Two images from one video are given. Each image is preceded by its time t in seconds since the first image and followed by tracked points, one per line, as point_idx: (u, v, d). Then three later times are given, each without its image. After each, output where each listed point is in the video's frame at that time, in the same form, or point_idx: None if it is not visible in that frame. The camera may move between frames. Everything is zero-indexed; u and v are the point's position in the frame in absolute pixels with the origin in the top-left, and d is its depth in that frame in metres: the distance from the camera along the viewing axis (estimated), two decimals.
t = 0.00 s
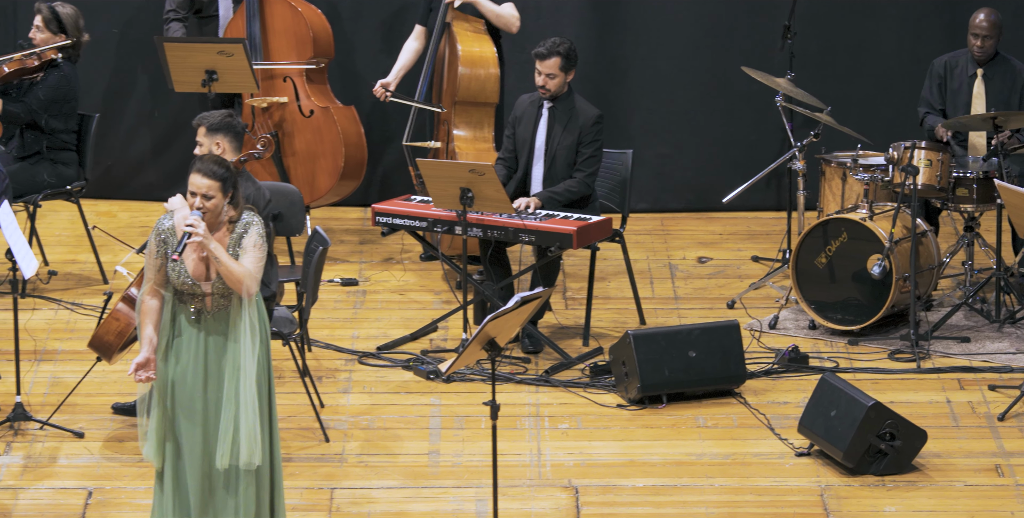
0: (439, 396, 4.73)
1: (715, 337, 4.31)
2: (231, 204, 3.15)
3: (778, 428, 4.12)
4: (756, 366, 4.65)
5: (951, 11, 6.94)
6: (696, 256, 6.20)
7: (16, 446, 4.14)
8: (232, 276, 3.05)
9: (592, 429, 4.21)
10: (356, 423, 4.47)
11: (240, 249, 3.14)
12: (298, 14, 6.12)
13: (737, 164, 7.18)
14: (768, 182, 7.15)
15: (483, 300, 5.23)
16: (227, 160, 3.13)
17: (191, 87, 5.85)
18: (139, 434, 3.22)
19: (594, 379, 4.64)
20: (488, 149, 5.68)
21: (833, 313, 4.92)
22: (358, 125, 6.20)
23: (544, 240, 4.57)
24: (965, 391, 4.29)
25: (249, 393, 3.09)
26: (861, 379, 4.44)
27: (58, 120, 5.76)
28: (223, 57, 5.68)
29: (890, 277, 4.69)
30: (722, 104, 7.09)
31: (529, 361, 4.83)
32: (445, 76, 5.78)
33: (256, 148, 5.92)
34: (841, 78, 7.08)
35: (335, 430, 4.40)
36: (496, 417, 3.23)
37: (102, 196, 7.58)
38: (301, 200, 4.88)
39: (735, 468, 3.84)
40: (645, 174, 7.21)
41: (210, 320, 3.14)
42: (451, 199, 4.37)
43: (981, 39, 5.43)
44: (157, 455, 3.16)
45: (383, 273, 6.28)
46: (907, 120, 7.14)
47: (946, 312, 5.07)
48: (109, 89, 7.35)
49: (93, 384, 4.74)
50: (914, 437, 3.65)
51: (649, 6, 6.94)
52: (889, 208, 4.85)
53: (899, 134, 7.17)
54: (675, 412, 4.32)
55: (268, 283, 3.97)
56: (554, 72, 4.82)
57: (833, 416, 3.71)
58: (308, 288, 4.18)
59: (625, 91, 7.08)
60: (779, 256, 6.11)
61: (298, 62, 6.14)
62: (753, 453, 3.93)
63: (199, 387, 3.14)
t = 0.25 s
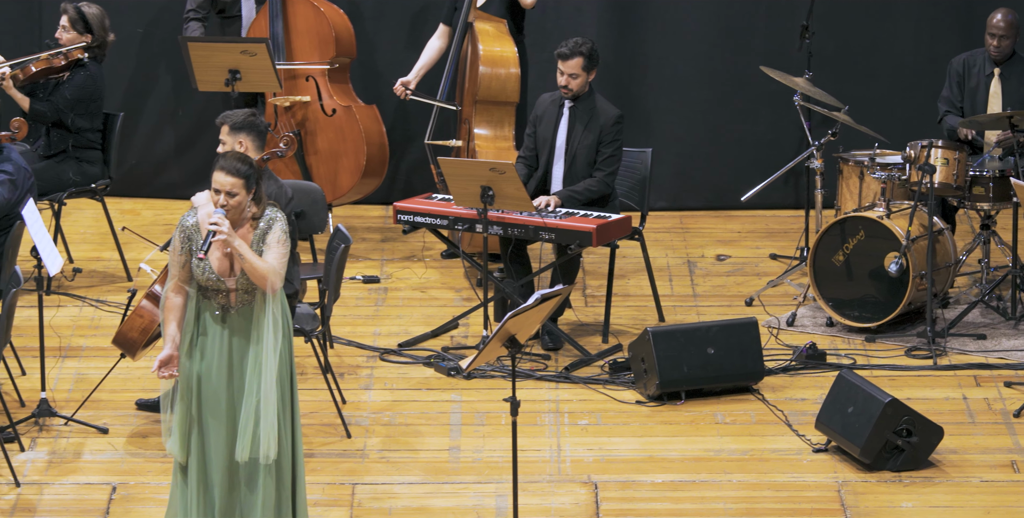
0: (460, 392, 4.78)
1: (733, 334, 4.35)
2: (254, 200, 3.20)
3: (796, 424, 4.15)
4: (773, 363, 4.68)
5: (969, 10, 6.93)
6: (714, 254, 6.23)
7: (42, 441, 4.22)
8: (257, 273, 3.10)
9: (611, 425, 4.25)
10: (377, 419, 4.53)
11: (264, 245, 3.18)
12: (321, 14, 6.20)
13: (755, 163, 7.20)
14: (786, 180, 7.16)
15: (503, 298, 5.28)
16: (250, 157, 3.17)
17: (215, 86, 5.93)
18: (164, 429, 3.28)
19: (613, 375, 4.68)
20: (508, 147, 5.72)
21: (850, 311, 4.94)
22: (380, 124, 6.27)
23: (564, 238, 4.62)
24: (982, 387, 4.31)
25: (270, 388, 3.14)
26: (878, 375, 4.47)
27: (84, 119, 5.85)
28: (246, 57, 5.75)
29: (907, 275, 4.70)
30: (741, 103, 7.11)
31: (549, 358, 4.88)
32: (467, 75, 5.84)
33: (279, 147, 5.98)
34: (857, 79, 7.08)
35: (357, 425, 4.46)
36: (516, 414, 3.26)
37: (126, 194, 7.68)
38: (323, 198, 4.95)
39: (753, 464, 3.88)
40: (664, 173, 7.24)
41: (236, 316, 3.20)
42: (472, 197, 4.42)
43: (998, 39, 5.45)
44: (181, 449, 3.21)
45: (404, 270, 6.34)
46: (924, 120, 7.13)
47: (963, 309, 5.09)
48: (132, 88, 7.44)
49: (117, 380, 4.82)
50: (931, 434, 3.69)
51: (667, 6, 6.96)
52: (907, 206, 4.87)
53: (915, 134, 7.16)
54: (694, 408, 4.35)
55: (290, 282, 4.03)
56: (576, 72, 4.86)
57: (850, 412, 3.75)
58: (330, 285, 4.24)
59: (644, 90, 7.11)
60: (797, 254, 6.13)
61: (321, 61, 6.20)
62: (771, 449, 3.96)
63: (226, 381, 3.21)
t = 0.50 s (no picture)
0: (476, 389, 4.83)
1: (747, 332, 4.38)
2: (274, 196, 3.23)
3: (809, 421, 4.18)
4: (787, 360, 4.70)
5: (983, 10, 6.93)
6: (728, 252, 6.24)
7: (62, 437, 4.28)
8: (277, 268, 3.15)
9: (626, 422, 4.28)
10: (394, 416, 4.57)
11: (284, 240, 3.23)
12: (340, 14, 6.25)
13: (769, 161, 7.22)
14: (800, 179, 7.17)
15: (519, 295, 5.32)
16: (269, 153, 3.21)
17: (234, 85, 5.99)
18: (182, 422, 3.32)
19: (628, 372, 4.72)
20: (524, 146, 5.76)
21: (863, 309, 4.95)
22: (397, 123, 6.33)
23: (580, 236, 4.65)
24: (994, 385, 4.33)
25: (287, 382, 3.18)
26: (891, 372, 4.49)
27: (103, 118, 5.92)
28: (264, 56, 5.81)
29: (920, 273, 4.71)
30: (755, 102, 7.13)
31: (564, 355, 4.91)
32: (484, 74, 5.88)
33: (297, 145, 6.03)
34: (870, 79, 7.08)
35: (374, 422, 4.51)
36: (531, 415, 3.24)
37: (145, 192, 7.75)
38: (341, 196, 5.01)
39: (767, 460, 3.91)
40: (679, 171, 7.26)
41: (256, 311, 3.25)
42: (488, 196, 4.46)
43: (1009, 45, 5.45)
44: (201, 444, 3.26)
45: (421, 268, 6.39)
46: (937, 120, 7.13)
47: (976, 307, 5.10)
48: (151, 87, 7.50)
49: (136, 377, 4.88)
50: (943, 431, 3.72)
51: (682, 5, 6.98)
52: (920, 205, 4.87)
53: (928, 133, 7.15)
54: (708, 405, 4.38)
55: (308, 279, 4.08)
56: (593, 71, 4.89)
57: (863, 409, 3.78)
58: (347, 282, 4.29)
59: (659, 89, 7.13)
60: (811, 252, 6.15)
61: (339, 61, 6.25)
62: (785, 446, 3.99)
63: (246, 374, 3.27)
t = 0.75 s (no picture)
0: (494, 386, 4.87)
1: (762, 329, 4.39)
2: (297, 191, 3.30)
3: (824, 418, 4.21)
4: (803, 357, 4.73)
5: (999, 8, 6.92)
6: (744, 250, 6.27)
7: (83, 433, 4.35)
8: (299, 262, 3.20)
9: (643, 418, 4.32)
10: (412, 412, 4.62)
11: (307, 235, 3.28)
12: (360, 14, 6.31)
13: (785, 160, 7.23)
14: (815, 177, 7.18)
15: (536, 293, 5.36)
16: (293, 148, 3.27)
17: (253, 84, 6.05)
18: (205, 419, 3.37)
19: (644, 369, 4.75)
20: (542, 144, 5.80)
21: (878, 306, 4.97)
22: (416, 122, 6.39)
23: (596, 234, 4.69)
24: (1008, 382, 4.35)
25: (307, 374, 3.23)
26: (906, 370, 4.51)
27: (123, 117, 5.99)
28: (284, 56, 5.87)
29: (934, 271, 4.73)
30: (771, 102, 7.14)
31: (581, 352, 4.95)
32: (502, 73, 5.92)
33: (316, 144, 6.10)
34: (885, 79, 7.08)
35: (392, 418, 4.56)
36: (548, 408, 3.30)
37: (165, 190, 7.83)
38: (359, 195, 5.06)
39: (782, 457, 3.94)
40: (695, 170, 7.28)
41: (277, 306, 3.31)
42: (505, 194, 4.50)
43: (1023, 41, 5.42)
44: (223, 437, 3.31)
45: (439, 265, 6.44)
46: (951, 119, 7.12)
47: (990, 305, 5.12)
48: (170, 87, 7.56)
49: (156, 374, 4.95)
50: (958, 427, 3.74)
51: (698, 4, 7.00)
52: (934, 203, 4.89)
53: (942, 131, 7.15)
54: (724, 402, 4.41)
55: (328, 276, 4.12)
56: (611, 69, 4.93)
57: (877, 406, 3.81)
58: (366, 280, 4.33)
59: (676, 88, 7.15)
60: (826, 250, 6.16)
61: (358, 60, 6.31)
62: (800, 442, 4.03)
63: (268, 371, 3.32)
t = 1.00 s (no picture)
0: (509, 383, 4.91)
1: (777, 327, 4.43)
2: (321, 187, 3.34)
3: (838, 415, 4.24)
4: (816, 355, 4.75)
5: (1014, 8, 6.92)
6: (758, 248, 6.28)
7: (102, 430, 4.41)
8: (322, 257, 3.24)
9: (658, 415, 4.35)
10: (428, 409, 4.67)
11: (330, 230, 3.32)
12: (377, 14, 6.35)
13: (799, 158, 7.24)
14: (828, 176, 7.19)
15: (552, 291, 5.40)
16: (317, 144, 3.30)
17: (271, 83, 6.10)
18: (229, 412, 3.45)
19: (659, 367, 4.78)
20: (559, 143, 5.84)
21: (891, 304, 4.98)
22: (433, 121, 6.43)
23: (612, 232, 4.72)
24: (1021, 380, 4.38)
25: (328, 367, 3.28)
26: (919, 367, 4.53)
27: (140, 116, 6.05)
28: (301, 55, 5.92)
29: (947, 269, 4.74)
30: (786, 101, 7.16)
31: (596, 350, 4.99)
32: (519, 72, 5.96)
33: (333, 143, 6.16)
34: (900, 78, 7.09)
35: (408, 415, 4.61)
36: (563, 405, 3.34)
37: (182, 188, 7.86)
38: (375, 193, 5.10)
39: (796, 454, 3.97)
40: (710, 168, 7.29)
41: (299, 303, 3.36)
42: (521, 192, 4.54)
43: None
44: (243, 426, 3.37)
45: (455, 263, 6.48)
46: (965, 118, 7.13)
47: (1003, 302, 5.13)
48: (188, 87, 7.62)
49: (174, 371, 5.01)
50: (971, 425, 3.78)
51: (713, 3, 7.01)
52: (948, 202, 4.91)
53: (956, 131, 7.15)
54: (738, 399, 4.44)
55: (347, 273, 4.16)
56: (626, 67, 4.96)
57: (891, 403, 3.85)
58: (383, 278, 4.37)
59: (691, 87, 7.17)
60: (840, 248, 6.18)
61: (375, 60, 6.35)
62: (814, 439, 4.06)
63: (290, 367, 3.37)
